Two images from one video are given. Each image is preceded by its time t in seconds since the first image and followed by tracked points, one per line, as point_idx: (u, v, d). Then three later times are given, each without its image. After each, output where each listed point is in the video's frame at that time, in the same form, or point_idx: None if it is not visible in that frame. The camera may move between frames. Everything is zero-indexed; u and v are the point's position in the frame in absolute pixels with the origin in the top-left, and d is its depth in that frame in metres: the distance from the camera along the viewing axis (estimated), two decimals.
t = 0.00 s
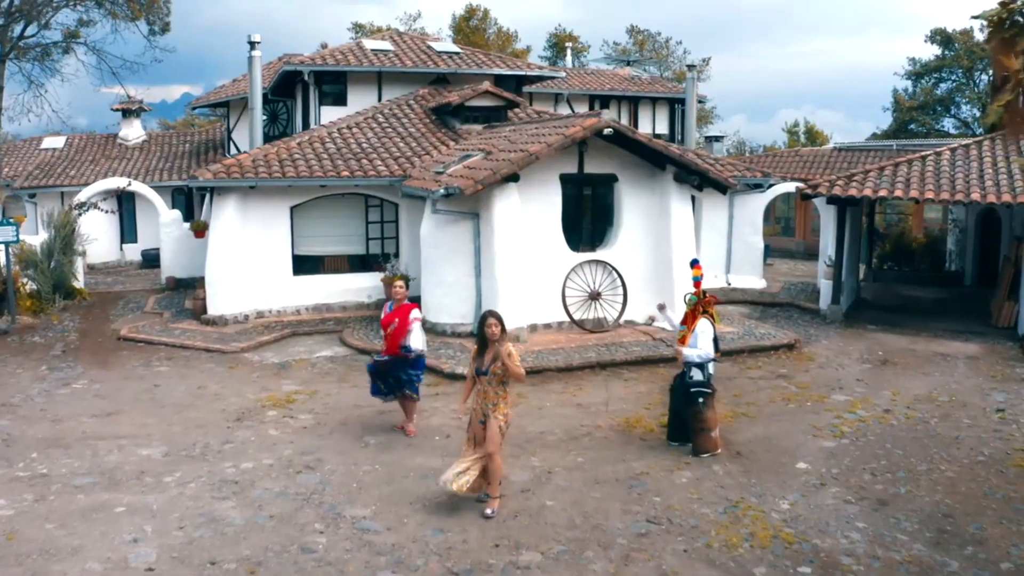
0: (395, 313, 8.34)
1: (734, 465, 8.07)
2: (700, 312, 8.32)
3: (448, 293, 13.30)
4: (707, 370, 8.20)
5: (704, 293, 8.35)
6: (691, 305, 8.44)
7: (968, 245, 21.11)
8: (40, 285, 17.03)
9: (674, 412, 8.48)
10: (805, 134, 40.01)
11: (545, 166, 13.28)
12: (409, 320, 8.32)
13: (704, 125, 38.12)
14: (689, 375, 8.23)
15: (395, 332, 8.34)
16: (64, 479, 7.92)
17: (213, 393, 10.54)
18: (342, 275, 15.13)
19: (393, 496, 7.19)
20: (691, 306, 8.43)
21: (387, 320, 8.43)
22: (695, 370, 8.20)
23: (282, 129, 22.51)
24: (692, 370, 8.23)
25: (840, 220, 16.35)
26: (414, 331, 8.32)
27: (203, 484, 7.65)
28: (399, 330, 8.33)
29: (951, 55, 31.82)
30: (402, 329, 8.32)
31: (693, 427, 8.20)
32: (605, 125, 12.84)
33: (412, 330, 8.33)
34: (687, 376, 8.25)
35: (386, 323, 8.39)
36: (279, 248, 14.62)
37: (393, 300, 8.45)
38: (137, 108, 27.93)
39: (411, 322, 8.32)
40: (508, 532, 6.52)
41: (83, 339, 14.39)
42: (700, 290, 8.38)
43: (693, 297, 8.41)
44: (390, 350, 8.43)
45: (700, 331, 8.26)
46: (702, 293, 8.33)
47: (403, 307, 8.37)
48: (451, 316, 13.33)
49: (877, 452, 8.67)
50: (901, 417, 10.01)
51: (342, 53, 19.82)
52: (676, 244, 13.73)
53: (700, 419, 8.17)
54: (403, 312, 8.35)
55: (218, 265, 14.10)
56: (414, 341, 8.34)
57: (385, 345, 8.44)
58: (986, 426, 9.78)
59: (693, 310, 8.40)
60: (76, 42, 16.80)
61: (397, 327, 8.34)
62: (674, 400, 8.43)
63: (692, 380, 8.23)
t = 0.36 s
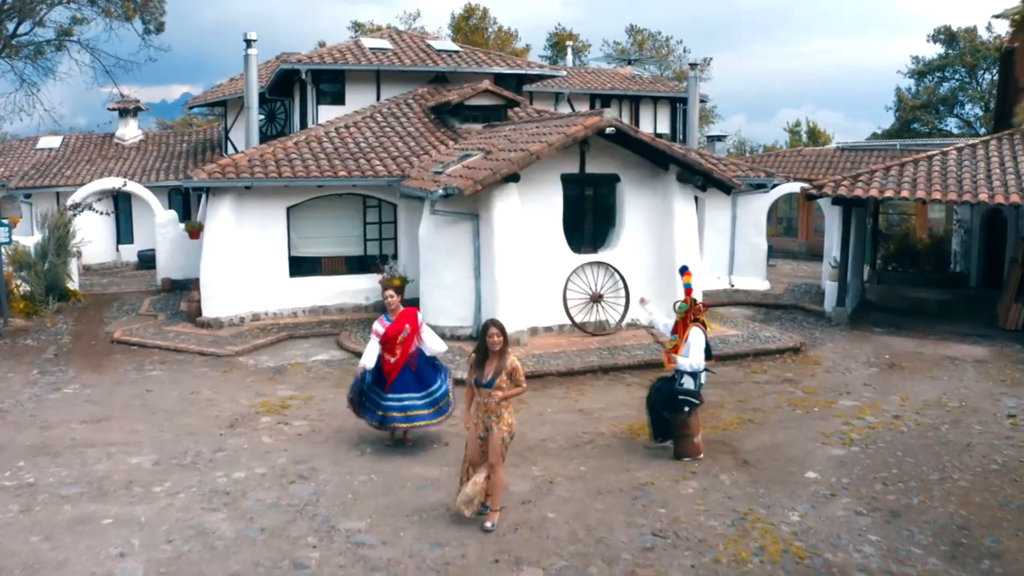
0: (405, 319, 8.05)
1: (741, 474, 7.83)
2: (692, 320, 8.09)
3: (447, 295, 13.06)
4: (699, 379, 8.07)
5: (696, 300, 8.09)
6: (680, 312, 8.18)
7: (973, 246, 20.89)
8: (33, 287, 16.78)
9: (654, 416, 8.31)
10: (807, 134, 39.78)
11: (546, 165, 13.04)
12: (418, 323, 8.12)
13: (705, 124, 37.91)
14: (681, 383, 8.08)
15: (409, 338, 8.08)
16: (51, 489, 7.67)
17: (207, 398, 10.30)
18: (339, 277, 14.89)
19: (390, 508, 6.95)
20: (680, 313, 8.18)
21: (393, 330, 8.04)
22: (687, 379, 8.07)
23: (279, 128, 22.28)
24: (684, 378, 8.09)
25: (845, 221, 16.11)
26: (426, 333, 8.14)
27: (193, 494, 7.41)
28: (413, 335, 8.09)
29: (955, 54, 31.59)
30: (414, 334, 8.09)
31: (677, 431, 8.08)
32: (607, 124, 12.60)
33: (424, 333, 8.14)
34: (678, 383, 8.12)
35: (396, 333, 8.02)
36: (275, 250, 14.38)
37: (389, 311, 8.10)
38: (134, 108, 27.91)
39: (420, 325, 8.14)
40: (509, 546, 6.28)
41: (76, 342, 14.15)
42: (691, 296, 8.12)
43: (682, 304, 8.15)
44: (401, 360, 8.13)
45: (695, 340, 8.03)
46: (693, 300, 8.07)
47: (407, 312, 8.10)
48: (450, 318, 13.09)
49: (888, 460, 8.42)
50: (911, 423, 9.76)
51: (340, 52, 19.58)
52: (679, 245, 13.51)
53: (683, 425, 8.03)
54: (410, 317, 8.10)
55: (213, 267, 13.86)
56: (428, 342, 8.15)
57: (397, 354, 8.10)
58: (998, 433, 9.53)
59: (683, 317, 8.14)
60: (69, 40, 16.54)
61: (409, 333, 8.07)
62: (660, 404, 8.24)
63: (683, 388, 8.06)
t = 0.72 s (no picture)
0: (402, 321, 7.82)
1: (750, 481, 7.55)
2: (687, 316, 7.86)
3: (445, 293, 12.78)
4: (699, 377, 7.92)
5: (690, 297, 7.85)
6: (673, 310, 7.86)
7: (979, 243, 20.58)
8: (25, 284, 16.49)
9: (649, 417, 8.13)
10: (810, 129, 39.50)
11: (547, 161, 12.75)
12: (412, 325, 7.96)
13: (707, 120, 37.61)
14: (682, 382, 7.88)
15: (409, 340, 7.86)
16: (34, 497, 7.38)
17: (198, 400, 10.02)
18: (336, 274, 14.61)
19: (384, 518, 6.67)
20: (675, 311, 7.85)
21: (393, 333, 7.73)
22: (688, 378, 7.87)
23: (277, 123, 21.97)
24: (684, 378, 7.88)
25: (852, 217, 15.81)
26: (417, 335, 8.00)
27: (181, 503, 7.13)
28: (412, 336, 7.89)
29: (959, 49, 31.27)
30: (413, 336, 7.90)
31: (671, 427, 8.01)
32: (610, 119, 12.30)
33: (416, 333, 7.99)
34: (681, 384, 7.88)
35: (399, 335, 7.74)
36: (270, 247, 14.09)
37: (386, 314, 7.77)
38: (130, 102, 27.65)
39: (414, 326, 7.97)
40: (507, 559, 6.01)
41: (68, 341, 13.87)
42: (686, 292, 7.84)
43: (677, 302, 7.83)
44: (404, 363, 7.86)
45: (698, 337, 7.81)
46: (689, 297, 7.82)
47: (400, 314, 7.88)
48: (448, 317, 12.81)
49: (900, 466, 8.13)
50: (922, 426, 9.47)
51: (338, 45, 19.28)
52: (682, 243, 13.22)
53: (679, 422, 7.97)
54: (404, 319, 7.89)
55: (207, 264, 13.58)
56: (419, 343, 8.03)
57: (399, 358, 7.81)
58: (1013, 437, 9.25)
59: (679, 315, 7.85)
60: (60, 33, 16.24)
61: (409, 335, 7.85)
62: (655, 403, 8.05)
63: (684, 388, 7.88)
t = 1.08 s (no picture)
0: (386, 312, 7.56)
1: (758, 482, 7.26)
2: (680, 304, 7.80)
3: (443, 284, 12.47)
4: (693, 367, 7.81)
5: (685, 284, 7.77)
6: (669, 298, 7.75)
7: (986, 232, 20.26)
8: (16, 275, 16.19)
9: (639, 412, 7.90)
10: (812, 116, 39.12)
11: (547, 147, 12.42)
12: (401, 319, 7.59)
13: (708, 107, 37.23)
14: (677, 372, 7.71)
15: (388, 333, 7.58)
16: (15, 499, 7.10)
17: (188, 396, 9.73)
18: (332, 264, 14.30)
19: (378, 523, 6.39)
20: (670, 299, 7.74)
21: (371, 321, 7.58)
22: (684, 367, 7.72)
23: (273, 110, 21.62)
24: (678, 367, 7.72)
25: (859, 206, 15.48)
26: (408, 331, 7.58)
27: (167, 506, 6.85)
28: (393, 330, 7.58)
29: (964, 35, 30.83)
30: (394, 331, 7.58)
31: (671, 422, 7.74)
32: (612, 104, 11.96)
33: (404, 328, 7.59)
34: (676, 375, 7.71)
35: (373, 325, 7.57)
36: (264, 236, 13.78)
37: (378, 299, 7.61)
38: (125, 89, 27.28)
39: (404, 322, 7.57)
40: (506, 567, 5.73)
41: (58, 333, 13.58)
42: (681, 279, 7.76)
43: (673, 290, 7.74)
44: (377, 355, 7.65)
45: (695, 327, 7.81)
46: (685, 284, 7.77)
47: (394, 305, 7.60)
48: (446, 309, 12.51)
49: (913, 465, 7.85)
50: (934, 423, 9.18)
51: (334, 30, 18.91)
52: (686, 232, 12.90)
53: (679, 415, 7.71)
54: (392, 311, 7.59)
55: (200, 254, 13.27)
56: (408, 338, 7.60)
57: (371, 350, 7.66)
58: None
59: (674, 303, 7.75)
60: (49, 18, 15.87)
61: (387, 328, 7.57)
62: (646, 397, 7.83)
63: (679, 378, 7.70)
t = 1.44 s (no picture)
0: (370, 305, 7.22)
1: (768, 481, 6.97)
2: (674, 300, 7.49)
3: (441, 273, 12.15)
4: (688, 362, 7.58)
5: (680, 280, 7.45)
6: (664, 294, 7.41)
7: (993, 219, 19.89)
8: (6, 263, 15.87)
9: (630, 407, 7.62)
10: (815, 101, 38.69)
11: (548, 132, 12.08)
12: (381, 318, 7.22)
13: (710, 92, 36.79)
14: (676, 368, 7.45)
15: (363, 327, 7.21)
16: None
17: (178, 390, 9.43)
18: (327, 252, 13.97)
19: (371, 526, 6.11)
20: (665, 296, 7.41)
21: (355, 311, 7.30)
22: (682, 362, 7.49)
23: (269, 94, 21.24)
24: (677, 363, 7.47)
25: (866, 193, 15.12)
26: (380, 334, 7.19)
27: (151, 508, 6.57)
28: (368, 325, 7.20)
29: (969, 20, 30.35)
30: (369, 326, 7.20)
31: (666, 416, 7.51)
32: (615, 88, 11.60)
33: (380, 329, 7.20)
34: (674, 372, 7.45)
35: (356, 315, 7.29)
36: (258, 224, 13.44)
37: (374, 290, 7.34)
38: (119, 74, 26.86)
39: (382, 320, 7.21)
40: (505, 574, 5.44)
41: (48, 323, 13.27)
42: (676, 275, 7.43)
43: (668, 285, 7.40)
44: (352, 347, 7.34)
45: (690, 322, 7.56)
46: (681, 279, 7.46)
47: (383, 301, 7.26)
48: (444, 298, 12.19)
49: (928, 463, 7.55)
50: (948, 418, 8.88)
51: (330, 13, 18.50)
52: (690, 220, 12.57)
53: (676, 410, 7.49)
54: (375, 307, 7.24)
55: (192, 242, 12.94)
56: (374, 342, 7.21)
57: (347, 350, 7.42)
58: None
59: (669, 299, 7.42)
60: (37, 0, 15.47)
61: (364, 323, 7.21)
62: (641, 392, 7.55)
63: (677, 373, 7.45)
